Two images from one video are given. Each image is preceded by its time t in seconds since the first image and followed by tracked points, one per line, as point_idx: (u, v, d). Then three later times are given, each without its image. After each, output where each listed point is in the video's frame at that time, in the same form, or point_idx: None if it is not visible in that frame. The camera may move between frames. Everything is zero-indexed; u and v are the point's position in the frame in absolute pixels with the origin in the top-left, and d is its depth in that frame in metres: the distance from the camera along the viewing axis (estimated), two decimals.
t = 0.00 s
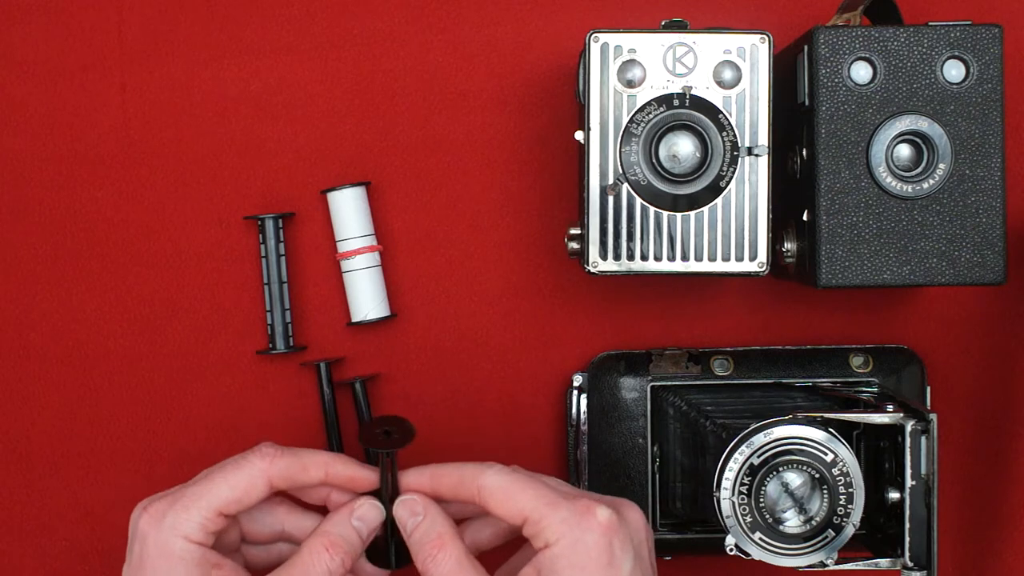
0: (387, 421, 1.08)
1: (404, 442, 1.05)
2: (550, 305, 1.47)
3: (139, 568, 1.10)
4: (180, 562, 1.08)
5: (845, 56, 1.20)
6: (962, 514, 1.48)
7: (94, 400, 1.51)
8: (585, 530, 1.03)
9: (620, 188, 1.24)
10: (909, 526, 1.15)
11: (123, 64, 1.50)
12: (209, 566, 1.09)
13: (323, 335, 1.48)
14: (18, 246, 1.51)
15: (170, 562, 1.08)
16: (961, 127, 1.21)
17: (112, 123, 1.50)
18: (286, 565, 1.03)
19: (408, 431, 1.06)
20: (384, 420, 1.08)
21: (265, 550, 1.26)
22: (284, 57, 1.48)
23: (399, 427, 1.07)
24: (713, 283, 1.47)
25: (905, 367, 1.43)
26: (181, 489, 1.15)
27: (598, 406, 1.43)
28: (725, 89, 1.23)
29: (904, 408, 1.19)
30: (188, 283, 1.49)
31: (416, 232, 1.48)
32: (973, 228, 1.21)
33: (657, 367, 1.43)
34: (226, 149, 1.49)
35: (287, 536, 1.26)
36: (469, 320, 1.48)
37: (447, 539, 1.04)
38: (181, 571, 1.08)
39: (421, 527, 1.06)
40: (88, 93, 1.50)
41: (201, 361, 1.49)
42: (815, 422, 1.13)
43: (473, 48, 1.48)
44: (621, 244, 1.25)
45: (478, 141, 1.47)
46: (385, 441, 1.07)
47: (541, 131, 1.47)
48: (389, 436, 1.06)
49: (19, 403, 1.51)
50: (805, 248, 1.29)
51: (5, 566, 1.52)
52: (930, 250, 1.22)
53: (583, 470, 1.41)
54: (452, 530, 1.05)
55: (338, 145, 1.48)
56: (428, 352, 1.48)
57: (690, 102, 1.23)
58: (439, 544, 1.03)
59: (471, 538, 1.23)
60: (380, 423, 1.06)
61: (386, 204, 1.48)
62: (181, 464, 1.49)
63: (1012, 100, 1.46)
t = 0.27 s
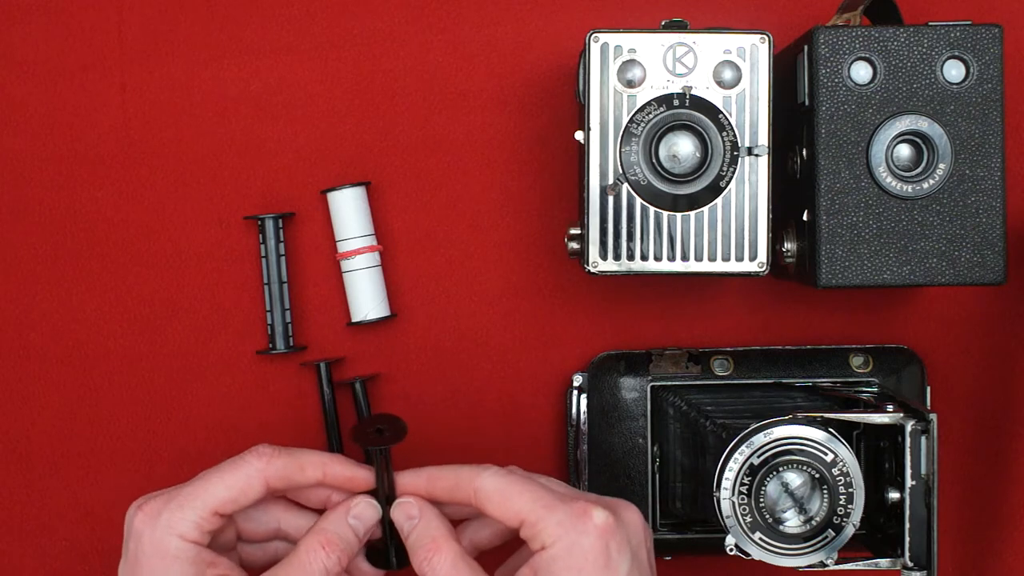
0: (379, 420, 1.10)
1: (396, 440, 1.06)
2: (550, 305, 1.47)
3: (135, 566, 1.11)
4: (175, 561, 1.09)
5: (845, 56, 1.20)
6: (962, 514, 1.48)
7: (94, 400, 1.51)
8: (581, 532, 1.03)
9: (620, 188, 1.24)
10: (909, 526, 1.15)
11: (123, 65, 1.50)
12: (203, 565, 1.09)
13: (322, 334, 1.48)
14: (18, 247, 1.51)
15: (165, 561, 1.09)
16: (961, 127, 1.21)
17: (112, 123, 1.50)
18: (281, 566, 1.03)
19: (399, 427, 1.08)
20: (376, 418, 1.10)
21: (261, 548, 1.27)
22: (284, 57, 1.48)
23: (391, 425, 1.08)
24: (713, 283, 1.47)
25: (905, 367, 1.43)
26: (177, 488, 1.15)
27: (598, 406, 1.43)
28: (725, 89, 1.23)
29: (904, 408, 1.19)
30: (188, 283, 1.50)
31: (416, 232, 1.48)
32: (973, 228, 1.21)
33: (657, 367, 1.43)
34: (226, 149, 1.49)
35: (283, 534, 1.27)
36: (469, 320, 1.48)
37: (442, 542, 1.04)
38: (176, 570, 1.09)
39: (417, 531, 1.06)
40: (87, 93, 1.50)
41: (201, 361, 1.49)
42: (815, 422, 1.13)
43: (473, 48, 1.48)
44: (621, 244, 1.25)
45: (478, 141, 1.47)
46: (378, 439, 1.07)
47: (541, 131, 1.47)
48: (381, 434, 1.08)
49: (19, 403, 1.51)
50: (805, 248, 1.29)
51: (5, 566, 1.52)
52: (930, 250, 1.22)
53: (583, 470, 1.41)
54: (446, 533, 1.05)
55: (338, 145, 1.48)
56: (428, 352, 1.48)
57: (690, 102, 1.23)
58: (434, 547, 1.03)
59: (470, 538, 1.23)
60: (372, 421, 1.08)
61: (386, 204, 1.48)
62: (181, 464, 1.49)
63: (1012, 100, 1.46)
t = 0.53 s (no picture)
0: (377, 420, 1.10)
1: (393, 440, 1.06)
2: (550, 305, 1.47)
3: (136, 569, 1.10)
4: (176, 563, 1.08)
5: (845, 57, 1.20)
6: (962, 514, 1.48)
7: (94, 400, 1.51)
8: (581, 536, 1.03)
9: (620, 188, 1.24)
10: (908, 526, 1.15)
11: (123, 65, 1.50)
12: (205, 567, 1.09)
13: (323, 335, 1.48)
14: (18, 247, 1.51)
15: (166, 563, 1.09)
16: (961, 127, 1.21)
17: (112, 123, 1.50)
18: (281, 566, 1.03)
19: (396, 427, 1.08)
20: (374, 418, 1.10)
21: (261, 545, 1.27)
22: (284, 57, 1.48)
23: (389, 424, 1.09)
24: (713, 283, 1.47)
25: (905, 367, 1.43)
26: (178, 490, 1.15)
27: (598, 406, 1.43)
28: (725, 89, 1.23)
29: (904, 408, 1.19)
30: (188, 283, 1.50)
31: (416, 231, 1.48)
32: (973, 228, 1.21)
33: (657, 367, 1.43)
34: (226, 149, 1.49)
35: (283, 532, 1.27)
36: (469, 320, 1.48)
37: (444, 542, 1.04)
38: (177, 572, 1.08)
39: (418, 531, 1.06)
40: (87, 93, 1.50)
41: (201, 361, 1.49)
42: (815, 422, 1.13)
43: (473, 48, 1.48)
44: (621, 244, 1.25)
45: (478, 141, 1.47)
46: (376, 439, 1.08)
47: (541, 131, 1.47)
48: (380, 433, 1.08)
49: (18, 403, 1.51)
50: (805, 248, 1.29)
51: (5, 566, 1.52)
52: (930, 250, 1.22)
53: (583, 470, 1.41)
54: (449, 533, 1.04)
55: (338, 145, 1.48)
56: (428, 352, 1.48)
57: (690, 102, 1.23)
58: (436, 548, 1.03)
59: (472, 536, 1.24)
60: (369, 421, 1.08)
61: (386, 204, 1.48)
62: (181, 464, 1.49)
63: (1012, 100, 1.46)
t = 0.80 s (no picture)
0: (376, 420, 1.10)
1: (392, 439, 1.06)
2: (550, 305, 1.47)
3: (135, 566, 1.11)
4: (173, 562, 1.09)
5: (845, 57, 1.20)
6: (962, 514, 1.48)
7: (94, 400, 1.51)
8: (582, 537, 1.03)
9: (620, 188, 1.24)
10: (909, 526, 1.15)
11: (123, 65, 1.50)
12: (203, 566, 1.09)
13: (323, 335, 1.48)
14: (19, 247, 1.51)
15: (163, 562, 1.09)
16: (961, 127, 1.21)
17: (112, 123, 1.50)
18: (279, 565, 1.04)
19: (395, 428, 1.08)
20: (373, 419, 1.10)
21: (260, 542, 1.27)
22: (284, 57, 1.48)
23: (388, 425, 1.08)
24: (713, 283, 1.47)
25: (905, 367, 1.43)
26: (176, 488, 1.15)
27: (598, 406, 1.43)
28: (725, 89, 1.23)
29: (904, 408, 1.19)
30: (187, 283, 1.50)
31: (417, 231, 1.48)
32: (973, 228, 1.21)
33: (657, 367, 1.43)
34: (226, 149, 1.49)
35: (282, 529, 1.27)
36: (469, 320, 1.48)
37: (444, 542, 1.03)
38: (175, 571, 1.09)
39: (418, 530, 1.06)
40: (88, 93, 1.50)
41: (201, 361, 1.49)
42: (815, 422, 1.13)
43: (473, 48, 1.48)
44: (621, 244, 1.25)
45: (478, 141, 1.47)
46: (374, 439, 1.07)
47: (541, 131, 1.47)
48: (378, 433, 1.08)
49: (18, 403, 1.51)
50: (805, 248, 1.29)
51: (5, 566, 1.52)
52: (930, 250, 1.22)
53: (583, 470, 1.41)
54: (449, 533, 1.04)
55: (338, 145, 1.48)
56: (428, 352, 1.48)
57: (690, 102, 1.23)
58: (437, 548, 1.03)
59: (471, 536, 1.24)
60: (367, 421, 1.08)
61: (386, 204, 1.48)
62: (182, 464, 1.49)
63: (1012, 100, 1.46)
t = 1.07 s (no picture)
0: (375, 420, 1.11)
1: (392, 439, 1.06)
2: (550, 305, 1.47)
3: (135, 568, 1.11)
4: (173, 563, 1.09)
5: (845, 56, 1.20)
6: (962, 513, 1.48)
7: (94, 400, 1.51)
8: (581, 539, 1.03)
9: (620, 188, 1.24)
10: (909, 526, 1.15)
11: (123, 64, 1.50)
12: (203, 567, 1.09)
13: (323, 335, 1.48)
14: (19, 247, 1.51)
15: (164, 564, 1.09)
16: (961, 127, 1.21)
17: (112, 123, 1.50)
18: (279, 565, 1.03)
19: (395, 428, 1.08)
20: (373, 419, 1.11)
21: (260, 542, 1.27)
22: (284, 57, 1.48)
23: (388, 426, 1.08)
24: (713, 284, 1.47)
25: (905, 367, 1.43)
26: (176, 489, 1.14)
27: (598, 406, 1.43)
28: (725, 89, 1.23)
29: (904, 408, 1.19)
30: (187, 283, 1.50)
31: (417, 231, 1.48)
32: (973, 228, 1.21)
33: (657, 367, 1.43)
34: (226, 149, 1.49)
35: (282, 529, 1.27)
36: (469, 320, 1.48)
37: (444, 544, 1.03)
38: (175, 572, 1.08)
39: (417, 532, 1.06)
40: (88, 93, 1.50)
41: (201, 361, 1.49)
42: (815, 422, 1.13)
43: (473, 48, 1.48)
44: (621, 244, 1.25)
45: (478, 141, 1.47)
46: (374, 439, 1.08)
47: (541, 131, 1.47)
48: (378, 434, 1.08)
49: (18, 403, 1.51)
50: (805, 248, 1.29)
51: (5, 566, 1.52)
52: (930, 250, 1.22)
53: (583, 470, 1.41)
54: (448, 534, 1.04)
55: (337, 145, 1.48)
56: (427, 352, 1.48)
57: (690, 102, 1.23)
58: (437, 549, 1.03)
59: (470, 536, 1.24)
60: (367, 421, 1.09)
61: (386, 204, 1.48)
62: (182, 465, 1.49)
63: (1012, 100, 1.46)
